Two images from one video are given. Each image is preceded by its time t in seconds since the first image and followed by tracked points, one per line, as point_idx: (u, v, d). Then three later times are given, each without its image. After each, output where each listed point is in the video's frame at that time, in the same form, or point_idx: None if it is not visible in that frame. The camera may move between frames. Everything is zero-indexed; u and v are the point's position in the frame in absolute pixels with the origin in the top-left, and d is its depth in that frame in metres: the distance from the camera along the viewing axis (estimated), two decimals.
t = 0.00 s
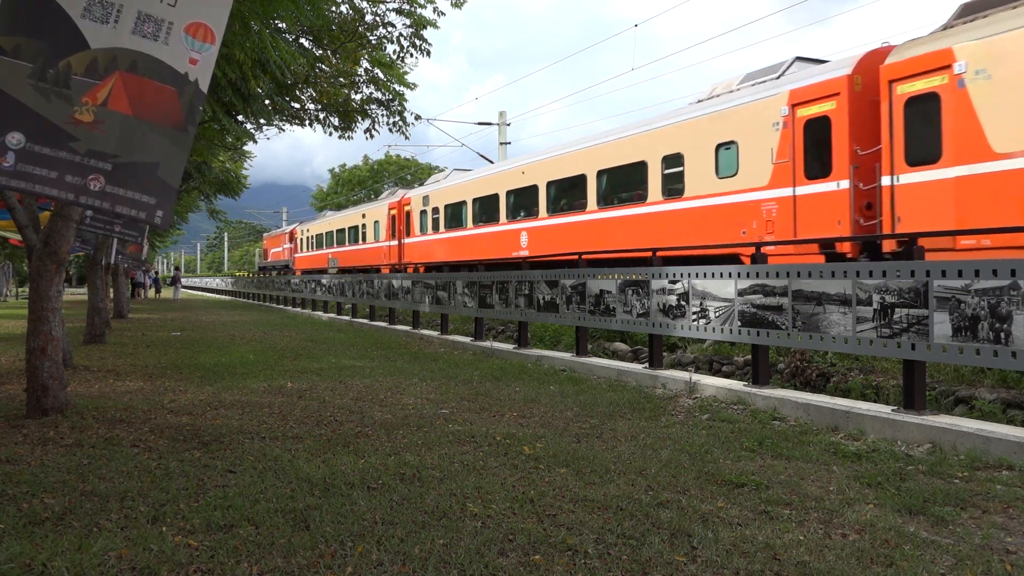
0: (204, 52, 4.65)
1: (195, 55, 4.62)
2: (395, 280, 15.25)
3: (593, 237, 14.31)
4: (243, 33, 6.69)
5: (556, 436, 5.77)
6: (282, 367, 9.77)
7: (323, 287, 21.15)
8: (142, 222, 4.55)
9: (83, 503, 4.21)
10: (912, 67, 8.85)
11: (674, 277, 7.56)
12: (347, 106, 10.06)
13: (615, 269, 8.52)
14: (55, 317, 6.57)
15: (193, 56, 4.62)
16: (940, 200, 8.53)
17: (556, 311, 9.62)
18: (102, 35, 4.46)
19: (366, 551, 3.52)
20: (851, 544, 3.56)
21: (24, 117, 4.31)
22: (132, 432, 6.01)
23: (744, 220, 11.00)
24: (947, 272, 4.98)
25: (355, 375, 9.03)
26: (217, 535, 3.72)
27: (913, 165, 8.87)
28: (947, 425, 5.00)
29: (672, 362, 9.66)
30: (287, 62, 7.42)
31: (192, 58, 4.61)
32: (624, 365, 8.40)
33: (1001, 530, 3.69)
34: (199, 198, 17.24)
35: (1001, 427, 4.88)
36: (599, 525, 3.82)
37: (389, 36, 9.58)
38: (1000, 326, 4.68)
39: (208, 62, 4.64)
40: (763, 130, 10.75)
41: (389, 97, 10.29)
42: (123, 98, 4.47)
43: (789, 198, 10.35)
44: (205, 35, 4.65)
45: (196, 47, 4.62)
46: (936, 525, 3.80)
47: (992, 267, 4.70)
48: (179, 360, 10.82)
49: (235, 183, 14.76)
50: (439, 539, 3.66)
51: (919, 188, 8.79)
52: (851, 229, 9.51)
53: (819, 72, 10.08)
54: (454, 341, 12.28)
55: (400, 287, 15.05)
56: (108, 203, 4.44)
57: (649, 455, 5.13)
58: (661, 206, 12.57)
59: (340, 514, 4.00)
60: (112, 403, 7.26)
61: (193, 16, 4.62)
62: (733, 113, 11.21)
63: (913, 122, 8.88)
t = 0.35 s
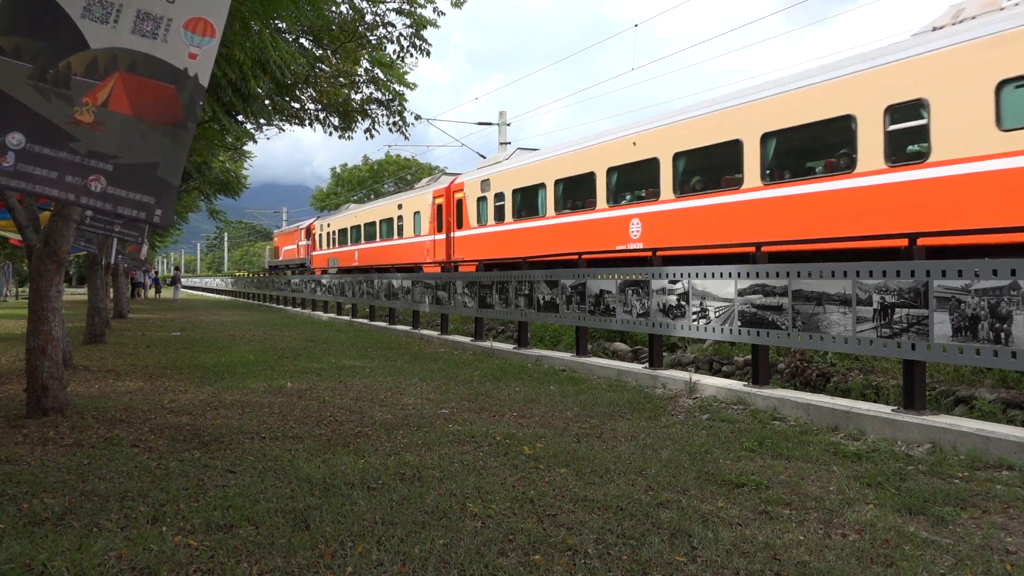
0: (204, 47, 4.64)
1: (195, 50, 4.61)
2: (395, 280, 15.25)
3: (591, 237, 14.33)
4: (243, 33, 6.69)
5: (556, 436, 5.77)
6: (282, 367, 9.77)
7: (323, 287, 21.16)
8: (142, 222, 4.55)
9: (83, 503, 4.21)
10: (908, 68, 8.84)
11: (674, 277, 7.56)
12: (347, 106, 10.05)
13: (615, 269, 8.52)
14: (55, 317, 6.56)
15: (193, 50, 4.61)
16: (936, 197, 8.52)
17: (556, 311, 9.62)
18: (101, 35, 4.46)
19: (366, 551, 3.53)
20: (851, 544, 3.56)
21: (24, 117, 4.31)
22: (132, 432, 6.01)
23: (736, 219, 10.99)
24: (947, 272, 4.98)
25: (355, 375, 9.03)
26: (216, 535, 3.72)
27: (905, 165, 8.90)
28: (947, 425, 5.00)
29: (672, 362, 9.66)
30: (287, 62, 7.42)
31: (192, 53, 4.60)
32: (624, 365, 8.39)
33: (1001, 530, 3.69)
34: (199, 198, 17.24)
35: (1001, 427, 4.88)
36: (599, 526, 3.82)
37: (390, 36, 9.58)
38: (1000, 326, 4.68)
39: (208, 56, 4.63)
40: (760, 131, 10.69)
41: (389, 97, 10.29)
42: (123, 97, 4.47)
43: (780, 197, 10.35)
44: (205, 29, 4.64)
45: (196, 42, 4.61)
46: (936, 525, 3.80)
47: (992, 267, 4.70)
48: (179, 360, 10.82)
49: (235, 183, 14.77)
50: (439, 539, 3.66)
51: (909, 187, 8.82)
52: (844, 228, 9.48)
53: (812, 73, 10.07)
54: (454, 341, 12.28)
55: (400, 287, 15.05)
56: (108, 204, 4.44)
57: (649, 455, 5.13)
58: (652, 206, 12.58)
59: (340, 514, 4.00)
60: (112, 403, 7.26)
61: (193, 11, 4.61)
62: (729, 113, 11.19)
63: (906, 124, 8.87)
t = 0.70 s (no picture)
0: (203, 46, 4.63)
1: (195, 50, 4.60)
2: (395, 280, 15.25)
3: (591, 237, 14.40)
4: (243, 33, 6.68)
5: (556, 436, 5.77)
6: (282, 367, 9.77)
7: (323, 287, 21.15)
8: (139, 219, 4.57)
9: (83, 503, 4.20)
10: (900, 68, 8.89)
11: (674, 277, 7.56)
12: (347, 106, 10.05)
13: (615, 269, 8.52)
14: (55, 317, 6.56)
15: (192, 51, 4.59)
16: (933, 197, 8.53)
17: (556, 311, 9.63)
18: (102, 36, 4.43)
19: (366, 551, 3.52)
20: (851, 544, 3.56)
21: (23, 117, 4.30)
22: (132, 432, 6.01)
23: (735, 219, 11.05)
24: (947, 272, 4.98)
25: (355, 375, 9.03)
26: (216, 536, 3.72)
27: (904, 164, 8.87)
28: (947, 425, 5.00)
29: (672, 362, 9.66)
30: (287, 62, 7.43)
31: (192, 54, 4.59)
32: (624, 365, 8.40)
33: (1001, 530, 3.69)
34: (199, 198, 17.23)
35: (1001, 427, 4.88)
36: (599, 525, 3.82)
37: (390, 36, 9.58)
38: (1000, 326, 4.67)
39: (207, 56, 4.61)
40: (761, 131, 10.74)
41: (389, 97, 10.29)
42: (123, 99, 4.48)
43: (780, 196, 10.37)
44: (204, 28, 4.62)
45: (196, 42, 4.59)
46: (936, 525, 3.80)
47: (992, 267, 4.70)
48: (179, 359, 10.82)
49: (235, 183, 14.77)
50: (439, 539, 3.66)
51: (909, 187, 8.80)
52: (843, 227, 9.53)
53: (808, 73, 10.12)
54: (454, 341, 12.28)
55: (400, 287, 15.05)
56: (108, 204, 4.46)
57: (649, 455, 5.13)
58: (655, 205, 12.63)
59: (340, 514, 4.00)
60: (112, 403, 7.25)
61: (194, 12, 4.59)
62: (729, 111, 11.22)
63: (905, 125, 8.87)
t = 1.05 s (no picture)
0: (202, 44, 4.61)
1: (193, 49, 4.58)
2: (395, 280, 15.25)
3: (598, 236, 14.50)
4: (243, 33, 6.68)
5: (556, 436, 5.77)
6: (282, 367, 9.77)
7: (323, 287, 21.16)
8: (138, 219, 4.58)
9: (83, 503, 4.20)
10: (902, 68, 8.97)
11: (674, 277, 7.56)
12: (347, 107, 10.05)
13: (615, 269, 8.52)
14: (55, 317, 6.56)
15: (191, 49, 4.58)
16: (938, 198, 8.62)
17: (556, 311, 9.62)
18: (102, 37, 4.42)
19: (366, 551, 3.52)
20: (851, 544, 3.56)
21: (23, 117, 4.31)
22: (132, 432, 6.01)
23: (743, 219, 11.16)
24: (947, 272, 4.98)
25: (355, 375, 9.02)
26: (217, 536, 3.72)
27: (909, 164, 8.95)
28: (947, 425, 5.00)
29: (672, 362, 9.66)
30: (287, 62, 7.43)
31: (190, 52, 4.57)
32: (624, 365, 8.39)
33: (1001, 530, 3.68)
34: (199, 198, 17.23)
35: (1001, 427, 4.88)
36: (599, 525, 3.82)
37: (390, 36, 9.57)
38: (1000, 326, 4.67)
39: (205, 55, 4.61)
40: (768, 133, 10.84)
41: (389, 97, 10.29)
42: (122, 99, 4.48)
43: (788, 196, 10.48)
44: (202, 27, 4.60)
45: (194, 40, 4.58)
46: (936, 525, 3.80)
47: (993, 267, 4.70)
48: (179, 359, 10.82)
49: (235, 183, 14.76)
50: (439, 539, 3.66)
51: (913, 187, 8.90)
52: (849, 227, 9.63)
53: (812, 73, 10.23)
54: (454, 341, 12.28)
55: (400, 287, 15.05)
56: (107, 203, 4.47)
57: (649, 455, 5.13)
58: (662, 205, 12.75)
59: (340, 514, 4.00)
60: (112, 403, 7.25)
61: (192, 10, 4.56)
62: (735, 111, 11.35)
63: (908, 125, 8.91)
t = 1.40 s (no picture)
0: (202, 44, 4.62)
1: (193, 48, 4.58)
2: (395, 280, 15.25)
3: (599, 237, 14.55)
4: (243, 33, 6.68)
5: (556, 436, 5.77)
6: (282, 367, 9.77)
7: (323, 287, 21.16)
8: (138, 218, 4.58)
9: (83, 503, 4.20)
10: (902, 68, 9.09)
11: (674, 277, 7.56)
12: (347, 107, 10.04)
13: (615, 269, 8.52)
14: (55, 317, 6.56)
15: (191, 48, 4.58)
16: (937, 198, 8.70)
17: (556, 311, 9.62)
18: (102, 37, 4.42)
19: (366, 551, 3.52)
20: (851, 544, 3.56)
21: (23, 117, 4.31)
22: (132, 432, 6.01)
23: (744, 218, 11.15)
24: (947, 272, 4.98)
25: (355, 375, 9.02)
26: (217, 535, 3.72)
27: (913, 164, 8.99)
28: (947, 425, 5.00)
29: (672, 362, 9.66)
30: (287, 62, 7.43)
31: (190, 51, 4.57)
32: (624, 365, 8.39)
33: (1001, 530, 3.68)
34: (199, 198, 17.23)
35: (1001, 427, 4.88)
36: (599, 526, 3.82)
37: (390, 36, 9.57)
38: (1000, 326, 4.67)
39: (205, 54, 4.61)
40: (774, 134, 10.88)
41: (389, 97, 10.29)
42: (123, 99, 4.47)
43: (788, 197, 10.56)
44: (202, 27, 4.61)
45: (194, 40, 4.58)
46: (936, 525, 3.80)
47: (993, 267, 4.70)
48: (179, 359, 10.82)
49: (235, 183, 14.76)
50: (439, 539, 3.66)
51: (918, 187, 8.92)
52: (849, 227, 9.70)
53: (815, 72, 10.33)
54: (454, 341, 12.27)
55: (400, 287, 15.05)
56: (107, 203, 4.47)
57: (649, 455, 5.13)
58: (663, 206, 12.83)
59: (340, 514, 4.00)
60: (112, 403, 7.25)
61: (192, 10, 4.57)
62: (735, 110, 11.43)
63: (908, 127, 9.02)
